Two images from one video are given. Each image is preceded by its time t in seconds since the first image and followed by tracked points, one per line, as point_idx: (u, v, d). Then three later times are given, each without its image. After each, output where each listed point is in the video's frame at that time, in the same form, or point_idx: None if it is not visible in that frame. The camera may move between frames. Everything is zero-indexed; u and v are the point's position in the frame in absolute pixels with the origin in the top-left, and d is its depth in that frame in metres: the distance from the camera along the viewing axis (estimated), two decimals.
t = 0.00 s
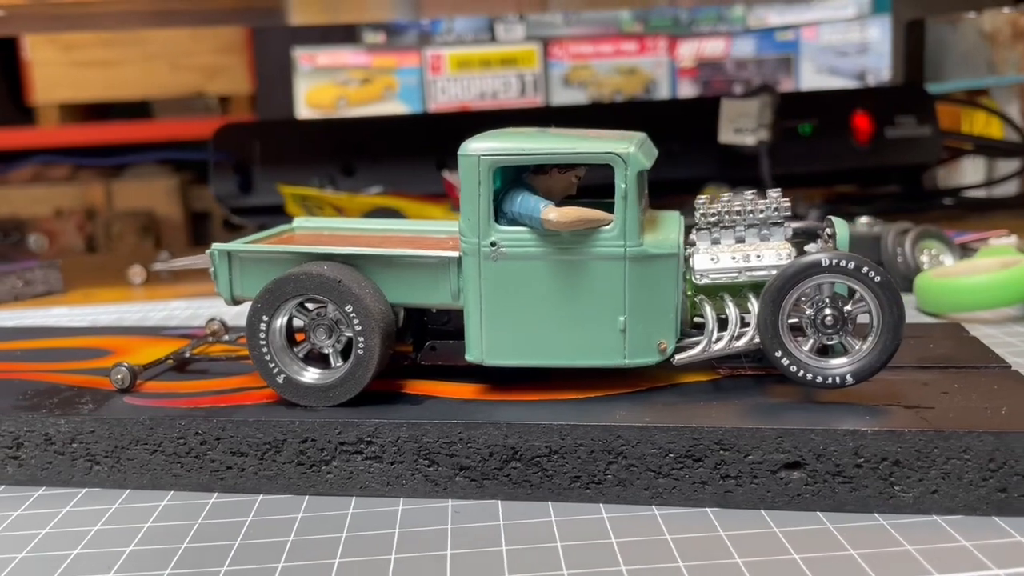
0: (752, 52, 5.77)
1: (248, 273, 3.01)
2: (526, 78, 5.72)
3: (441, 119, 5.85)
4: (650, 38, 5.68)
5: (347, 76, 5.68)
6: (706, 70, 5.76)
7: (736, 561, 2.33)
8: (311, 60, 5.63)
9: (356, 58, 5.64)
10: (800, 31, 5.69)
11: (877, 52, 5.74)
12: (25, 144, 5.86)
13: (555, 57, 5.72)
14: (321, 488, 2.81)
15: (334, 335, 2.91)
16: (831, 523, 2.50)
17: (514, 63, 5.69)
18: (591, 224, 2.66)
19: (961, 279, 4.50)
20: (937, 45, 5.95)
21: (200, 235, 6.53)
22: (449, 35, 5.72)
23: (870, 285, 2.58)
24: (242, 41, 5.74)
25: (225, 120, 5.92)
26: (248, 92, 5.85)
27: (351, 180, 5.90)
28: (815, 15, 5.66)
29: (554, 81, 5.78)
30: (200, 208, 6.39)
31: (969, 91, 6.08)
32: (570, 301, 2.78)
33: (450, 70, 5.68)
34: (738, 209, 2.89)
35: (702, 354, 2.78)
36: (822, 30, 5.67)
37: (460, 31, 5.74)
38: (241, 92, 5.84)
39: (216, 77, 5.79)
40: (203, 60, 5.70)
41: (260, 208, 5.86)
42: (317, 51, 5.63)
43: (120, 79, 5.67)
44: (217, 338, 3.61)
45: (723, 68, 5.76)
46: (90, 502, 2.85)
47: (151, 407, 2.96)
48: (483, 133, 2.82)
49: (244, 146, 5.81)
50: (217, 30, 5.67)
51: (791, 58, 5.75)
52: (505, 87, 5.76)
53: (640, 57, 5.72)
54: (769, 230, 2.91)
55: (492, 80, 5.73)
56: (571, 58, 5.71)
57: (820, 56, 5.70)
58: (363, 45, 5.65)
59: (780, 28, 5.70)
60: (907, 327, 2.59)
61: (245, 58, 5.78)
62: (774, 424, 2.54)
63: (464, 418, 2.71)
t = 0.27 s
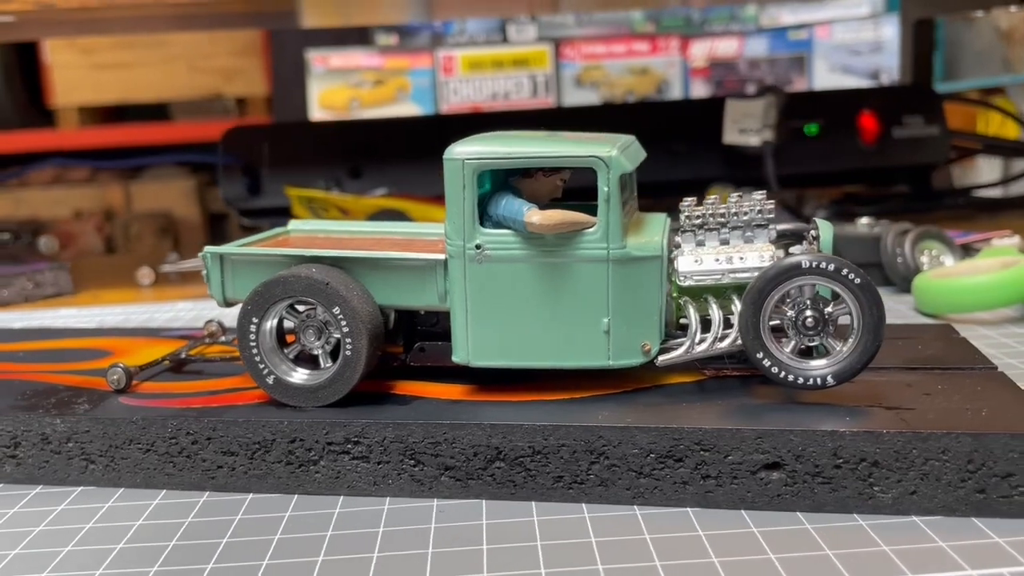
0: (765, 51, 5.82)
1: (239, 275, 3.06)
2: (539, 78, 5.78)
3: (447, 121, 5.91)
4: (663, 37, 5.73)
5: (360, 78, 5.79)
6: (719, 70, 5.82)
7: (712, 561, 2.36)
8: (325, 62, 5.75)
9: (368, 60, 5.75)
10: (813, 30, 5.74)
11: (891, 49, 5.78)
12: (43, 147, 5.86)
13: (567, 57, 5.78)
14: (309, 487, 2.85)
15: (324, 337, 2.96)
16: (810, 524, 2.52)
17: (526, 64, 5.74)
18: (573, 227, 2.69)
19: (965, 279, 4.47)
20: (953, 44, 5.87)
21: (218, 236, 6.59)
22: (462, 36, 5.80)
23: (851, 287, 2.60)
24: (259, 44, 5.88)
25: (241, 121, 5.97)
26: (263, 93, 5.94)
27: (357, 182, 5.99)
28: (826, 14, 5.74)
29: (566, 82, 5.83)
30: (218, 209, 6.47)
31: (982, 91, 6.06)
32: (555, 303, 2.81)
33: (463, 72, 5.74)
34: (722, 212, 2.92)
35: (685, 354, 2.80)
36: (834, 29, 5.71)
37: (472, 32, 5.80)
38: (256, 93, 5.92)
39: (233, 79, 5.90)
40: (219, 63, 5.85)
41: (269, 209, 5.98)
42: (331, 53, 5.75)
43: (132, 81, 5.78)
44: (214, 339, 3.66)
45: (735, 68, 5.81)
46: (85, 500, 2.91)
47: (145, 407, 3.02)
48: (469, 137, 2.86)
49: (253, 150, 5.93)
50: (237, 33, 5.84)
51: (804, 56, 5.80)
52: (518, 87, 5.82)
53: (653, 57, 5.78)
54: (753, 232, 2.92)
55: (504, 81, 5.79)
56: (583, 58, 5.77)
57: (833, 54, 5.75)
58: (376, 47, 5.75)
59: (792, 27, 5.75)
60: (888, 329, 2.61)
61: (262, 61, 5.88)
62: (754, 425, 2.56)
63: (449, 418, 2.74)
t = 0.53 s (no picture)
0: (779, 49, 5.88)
1: (238, 273, 3.11)
2: (552, 77, 5.93)
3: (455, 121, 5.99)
4: (676, 36, 5.84)
5: (373, 77, 5.99)
6: (734, 67, 5.91)
7: (696, 554, 2.38)
8: (339, 62, 5.97)
9: (382, 60, 5.93)
10: (828, 27, 5.81)
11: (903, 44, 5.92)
12: (66, 148, 6.06)
13: (581, 57, 5.90)
14: (305, 481, 2.91)
15: (320, 334, 3.01)
16: (796, 518, 2.54)
17: (540, 63, 5.89)
18: (563, 225, 2.72)
19: (967, 276, 4.47)
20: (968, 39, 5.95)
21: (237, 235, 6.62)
22: (475, 36, 5.91)
23: (837, 284, 2.62)
24: (275, 45, 6.11)
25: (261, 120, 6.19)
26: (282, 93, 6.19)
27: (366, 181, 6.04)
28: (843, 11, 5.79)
29: (579, 81, 5.97)
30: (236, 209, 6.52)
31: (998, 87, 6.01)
32: (546, 300, 2.84)
33: (476, 72, 5.90)
34: (713, 210, 2.93)
35: (675, 351, 2.83)
36: (849, 25, 5.81)
37: (486, 32, 5.90)
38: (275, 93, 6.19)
39: (252, 80, 6.20)
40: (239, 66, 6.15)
41: (281, 210, 6.08)
42: (345, 53, 5.95)
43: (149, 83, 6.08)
44: (217, 337, 3.72)
45: (748, 66, 5.90)
46: (87, 493, 2.98)
47: (147, 403, 3.08)
48: (461, 137, 2.90)
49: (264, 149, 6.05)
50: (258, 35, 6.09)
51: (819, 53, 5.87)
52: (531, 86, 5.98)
53: (666, 55, 5.90)
54: (744, 230, 2.95)
55: (517, 81, 5.94)
56: (596, 57, 5.89)
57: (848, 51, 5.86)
58: (391, 47, 5.90)
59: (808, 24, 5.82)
60: (874, 325, 2.63)
61: (280, 62, 6.14)
62: (741, 420, 2.59)
63: (441, 414, 2.79)
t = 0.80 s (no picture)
0: (794, 45, 6.30)
1: (241, 268, 3.16)
2: (567, 75, 6.34)
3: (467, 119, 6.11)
4: (689, 34, 6.27)
5: (388, 78, 6.37)
6: (746, 65, 6.33)
7: (685, 544, 2.41)
8: (353, 62, 6.35)
9: (399, 60, 6.34)
10: (845, 22, 6.26)
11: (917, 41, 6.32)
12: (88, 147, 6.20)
13: (597, 55, 6.32)
14: (306, 472, 2.95)
15: (320, 327, 3.06)
16: (788, 509, 2.56)
17: (555, 62, 6.29)
18: (559, 219, 2.75)
19: (969, 271, 4.47)
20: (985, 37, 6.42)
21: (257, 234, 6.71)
22: (489, 35, 6.32)
23: (829, 277, 2.63)
24: (293, 45, 6.42)
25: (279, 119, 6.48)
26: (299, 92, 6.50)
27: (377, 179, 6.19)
28: (858, 9, 6.24)
29: (594, 78, 6.37)
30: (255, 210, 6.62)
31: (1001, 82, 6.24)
32: (542, 294, 2.87)
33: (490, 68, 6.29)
34: (709, 204, 2.94)
35: (670, 345, 2.86)
36: (864, 22, 6.24)
37: (500, 31, 6.31)
38: (293, 93, 6.48)
39: (270, 79, 6.46)
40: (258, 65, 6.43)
41: (292, 208, 6.19)
42: (360, 53, 6.35)
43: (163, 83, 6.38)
44: (223, 331, 3.78)
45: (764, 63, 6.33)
46: (94, 484, 3.04)
47: (152, 395, 3.14)
48: (459, 133, 2.93)
49: (277, 149, 6.19)
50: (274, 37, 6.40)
51: (835, 48, 6.29)
52: (546, 84, 6.39)
53: (681, 52, 6.32)
54: (739, 225, 2.96)
55: (531, 79, 6.35)
56: (611, 56, 6.30)
57: (864, 45, 6.25)
58: (407, 46, 6.33)
59: (823, 19, 6.27)
60: (868, 318, 2.64)
61: (298, 61, 6.44)
62: (733, 412, 2.61)
63: (438, 406, 2.82)
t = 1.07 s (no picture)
0: (809, 44, 6.93)
1: (242, 271, 3.24)
2: (581, 74, 6.98)
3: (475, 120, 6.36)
4: (704, 34, 6.89)
5: (405, 78, 7.04)
6: (762, 62, 6.91)
7: (669, 543, 2.46)
8: (370, 62, 7.00)
9: (415, 61, 7.03)
10: (861, 21, 6.86)
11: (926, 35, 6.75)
12: (103, 148, 6.41)
13: (610, 54, 6.96)
14: (303, 470, 3.02)
15: (318, 328, 3.13)
16: (771, 509, 2.60)
17: (568, 60, 6.94)
18: (549, 223, 2.80)
19: (969, 272, 4.48)
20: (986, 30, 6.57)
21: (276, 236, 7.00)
22: (504, 37, 7.00)
23: (814, 280, 2.67)
24: (312, 46, 6.81)
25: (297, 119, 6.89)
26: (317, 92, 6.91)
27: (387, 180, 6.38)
28: (874, 8, 6.82)
29: (608, 77, 7.02)
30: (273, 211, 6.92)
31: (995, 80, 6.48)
32: (533, 296, 2.93)
33: (504, 69, 7.00)
34: (698, 208, 3.00)
35: (658, 346, 2.91)
36: (880, 21, 6.79)
37: (515, 32, 7.01)
38: (312, 93, 6.89)
39: (289, 79, 6.84)
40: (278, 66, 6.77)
41: (303, 208, 6.38)
42: (375, 54, 7.00)
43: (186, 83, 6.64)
44: (227, 332, 3.87)
45: (780, 60, 6.90)
46: (99, 481, 3.12)
47: (156, 395, 3.23)
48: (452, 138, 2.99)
49: (288, 150, 6.41)
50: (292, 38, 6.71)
51: (850, 48, 6.91)
52: (560, 84, 7.04)
53: (695, 51, 6.91)
54: (728, 228, 3.00)
55: (545, 78, 7.00)
56: (624, 54, 6.93)
57: (878, 47, 6.83)
58: (423, 47, 7.02)
59: (838, 19, 6.86)
60: (852, 321, 2.67)
61: (315, 61, 6.86)
62: (718, 413, 2.65)
63: (432, 406, 2.89)
